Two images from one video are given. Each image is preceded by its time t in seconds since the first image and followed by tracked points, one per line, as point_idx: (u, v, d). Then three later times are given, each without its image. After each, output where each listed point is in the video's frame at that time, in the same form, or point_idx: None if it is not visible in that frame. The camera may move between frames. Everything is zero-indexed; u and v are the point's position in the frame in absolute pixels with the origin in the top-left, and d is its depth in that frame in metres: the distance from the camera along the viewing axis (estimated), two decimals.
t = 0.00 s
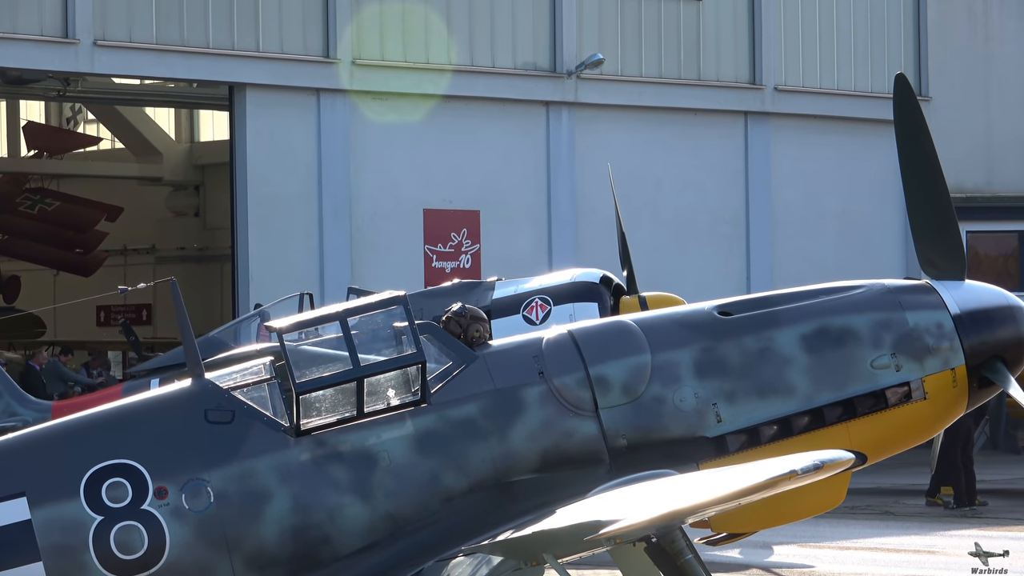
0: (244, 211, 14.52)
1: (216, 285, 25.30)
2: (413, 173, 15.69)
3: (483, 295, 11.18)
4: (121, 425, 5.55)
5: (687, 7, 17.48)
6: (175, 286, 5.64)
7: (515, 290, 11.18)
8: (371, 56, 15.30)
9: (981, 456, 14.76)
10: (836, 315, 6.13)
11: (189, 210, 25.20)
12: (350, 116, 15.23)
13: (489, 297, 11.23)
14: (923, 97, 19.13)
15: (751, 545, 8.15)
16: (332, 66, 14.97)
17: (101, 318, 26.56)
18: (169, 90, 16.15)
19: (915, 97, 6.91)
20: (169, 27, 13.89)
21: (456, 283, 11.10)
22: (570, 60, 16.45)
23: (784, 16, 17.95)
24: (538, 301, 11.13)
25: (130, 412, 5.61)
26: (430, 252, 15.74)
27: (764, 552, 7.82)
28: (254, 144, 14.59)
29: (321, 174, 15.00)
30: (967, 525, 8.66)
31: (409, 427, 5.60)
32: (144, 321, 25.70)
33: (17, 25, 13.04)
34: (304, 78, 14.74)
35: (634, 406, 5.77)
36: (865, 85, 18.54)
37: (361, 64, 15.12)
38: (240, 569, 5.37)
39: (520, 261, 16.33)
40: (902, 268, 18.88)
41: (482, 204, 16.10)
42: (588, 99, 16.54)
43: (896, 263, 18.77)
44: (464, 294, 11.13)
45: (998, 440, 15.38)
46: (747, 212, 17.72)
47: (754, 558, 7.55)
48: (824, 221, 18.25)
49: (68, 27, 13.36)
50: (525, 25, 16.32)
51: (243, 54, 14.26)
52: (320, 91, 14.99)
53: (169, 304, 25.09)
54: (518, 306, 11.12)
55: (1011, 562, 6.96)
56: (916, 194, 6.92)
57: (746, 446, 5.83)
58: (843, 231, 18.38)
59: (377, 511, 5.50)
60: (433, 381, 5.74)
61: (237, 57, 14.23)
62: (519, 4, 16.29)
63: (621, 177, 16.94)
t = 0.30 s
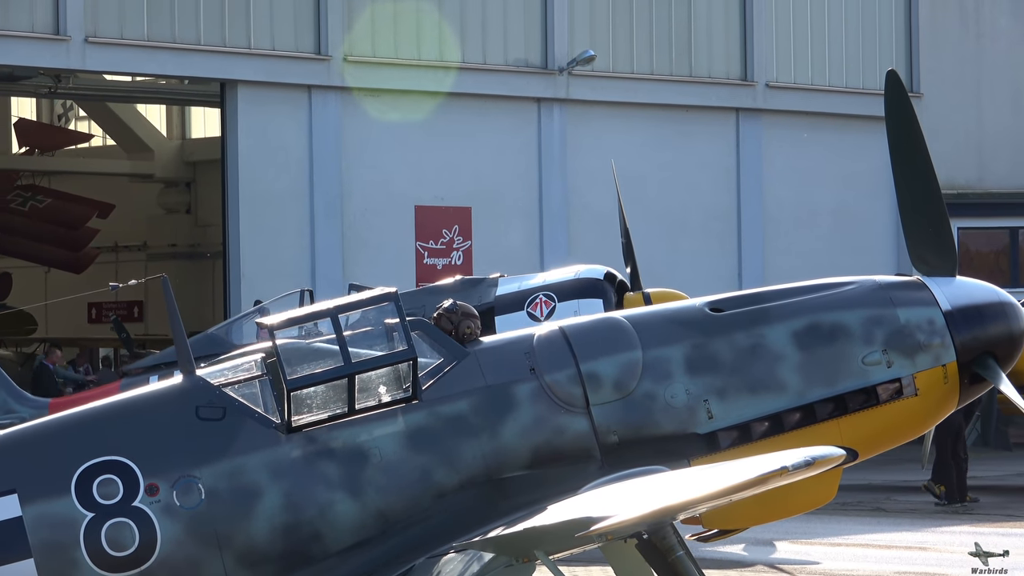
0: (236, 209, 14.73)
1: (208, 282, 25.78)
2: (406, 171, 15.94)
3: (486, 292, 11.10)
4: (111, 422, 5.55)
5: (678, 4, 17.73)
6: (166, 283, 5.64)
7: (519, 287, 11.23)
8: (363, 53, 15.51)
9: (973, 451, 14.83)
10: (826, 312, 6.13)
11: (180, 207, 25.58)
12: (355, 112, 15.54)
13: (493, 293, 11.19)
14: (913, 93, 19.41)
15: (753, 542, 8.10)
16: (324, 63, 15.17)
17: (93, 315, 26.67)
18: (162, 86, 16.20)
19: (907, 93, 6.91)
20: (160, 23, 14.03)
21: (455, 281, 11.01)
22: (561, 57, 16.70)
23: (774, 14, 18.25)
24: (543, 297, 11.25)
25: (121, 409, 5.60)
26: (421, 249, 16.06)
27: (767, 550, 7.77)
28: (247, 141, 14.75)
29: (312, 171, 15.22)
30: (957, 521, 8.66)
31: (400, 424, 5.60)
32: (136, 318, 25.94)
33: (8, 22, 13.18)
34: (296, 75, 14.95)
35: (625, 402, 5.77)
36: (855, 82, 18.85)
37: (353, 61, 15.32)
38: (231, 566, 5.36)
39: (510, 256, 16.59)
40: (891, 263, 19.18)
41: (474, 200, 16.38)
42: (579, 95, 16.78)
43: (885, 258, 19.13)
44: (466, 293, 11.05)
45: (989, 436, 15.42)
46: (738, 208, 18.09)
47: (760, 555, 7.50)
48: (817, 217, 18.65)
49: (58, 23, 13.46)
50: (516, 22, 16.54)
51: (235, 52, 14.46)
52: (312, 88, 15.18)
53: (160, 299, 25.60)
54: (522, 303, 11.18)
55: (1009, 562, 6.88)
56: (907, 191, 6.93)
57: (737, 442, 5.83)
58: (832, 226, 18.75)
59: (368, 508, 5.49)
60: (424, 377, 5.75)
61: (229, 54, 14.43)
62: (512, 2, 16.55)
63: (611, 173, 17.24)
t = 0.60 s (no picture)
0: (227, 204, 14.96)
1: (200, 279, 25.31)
2: (398, 169, 16.10)
3: (489, 288, 11.16)
4: (102, 417, 5.55)
5: None
6: (158, 277, 5.63)
7: (523, 282, 11.32)
8: (354, 49, 15.65)
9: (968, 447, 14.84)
10: (818, 307, 6.13)
11: (171, 202, 25.36)
12: (347, 106, 15.74)
13: (497, 289, 11.26)
14: (906, 89, 19.48)
15: (757, 538, 8.06)
16: (315, 58, 15.37)
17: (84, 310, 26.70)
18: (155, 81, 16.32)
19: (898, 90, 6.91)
20: (151, 17, 14.27)
21: (458, 277, 11.08)
22: (553, 52, 16.82)
23: (767, 10, 18.30)
24: (547, 293, 11.34)
25: (111, 404, 5.60)
26: (413, 244, 16.15)
27: (770, 546, 7.72)
28: (236, 135, 15.01)
29: (303, 167, 15.42)
30: (948, 517, 8.66)
31: (391, 419, 5.60)
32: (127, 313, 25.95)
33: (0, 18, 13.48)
34: (286, 70, 15.15)
35: (616, 398, 5.77)
36: (848, 77, 18.91)
37: (344, 56, 15.50)
38: (222, 561, 5.36)
39: (501, 252, 16.69)
40: (884, 259, 19.22)
41: (465, 196, 16.48)
42: (570, 91, 16.87)
43: (878, 254, 19.12)
44: (469, 289, 11.13)
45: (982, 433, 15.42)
46: (730, 205, 18.11)
47: (764, 551, 7.46)
48: (807, 213, 18.59)
49: (50, 18, 13.79)
50: (508, 18, 16.68)
51: (224, 46, 14.62)
52: (303, 83, 15.38)
53: (151, 295, 25.57)
54: (526, 298, 11.24)
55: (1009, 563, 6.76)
56: (900, 189, 6.92)
57: (728, 438, 5.83)
58: (825, 222, 18.75)
59: (359, 503, 5.49)
60: (415, 372, 5.74)
61: (220, 48, 14.60)
62: None
63: (601, 169, 17.28)
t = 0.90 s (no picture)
0: (218, 202, 15.07)
1: (190, 273, 25.82)
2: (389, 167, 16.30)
3: (492, 282, 11.13)
4: (93, 413, 5.55)
5: None
6: (148, 273, 5.59)
7: (526, 277, 11.31)
8: (345, 45, 15.83)
9: (959, 440, 14.92)
10: (809, 302, 6.13)
11: (162, 198, 25.75)
12: (338, 101, 15.91)
13: (499, 283, 11.22)
14: (895, 83, 19.76)
15: (762, 532, 8.03)
16: (305, 54, 15.50)
17: (75, 306, 26.82)
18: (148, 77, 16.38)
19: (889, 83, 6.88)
20: (143, 14, 14.36)
21: (461, 272, 11.12)
22: (543, 47, 17.04)
23: (756, 7, 18.57)
24: (552, 288, 11.47)
25: (102, 401, 5.60)
26: (404, 240, 16.35)
27: (775, 540, 7.66)
28: (227, 129, 15.14)
29: (294, 163, 15.58)
30: (939, 511, 8.67)
31: (382, 415, 5.60)
32: (118, 309, 26.05)
33: None
34: (276, 66, 15.27)
35: (607, 392, 5.77)
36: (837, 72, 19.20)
37: (334, 52, 15.67)
38: (213, 556, 5.36)
39: (492, 246, 16.97)
40: (875, 253, 19.54)
41: (455, 191, 16.71)
42: (560, 86, 17.14)
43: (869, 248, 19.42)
44: (472, 283, 11.08)
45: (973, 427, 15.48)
46: (719, 200, 18.39)
47: (769, 546, 7.41)
48: (798, 209, 18.92)
49: (40, 15, 13.84)
50: (498, 14, 16.89)
51: (216, 42, 14.74)
52: (294, 80, 15.54)
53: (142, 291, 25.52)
54: (530, 293, 11.30)
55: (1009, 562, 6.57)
56: (892, 186, 6.92)
57: (719, 433, 5.83)
58: (813, 216, 19.02)
59: (350, 499, 5.49)
60: (406, 368, 5.74)
61: (210, 44, 14.73)
62: None
63: (592, 163, 17.57)
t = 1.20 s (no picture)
0: (211, 197, 15.07)
1: (182, 267, 25.85)
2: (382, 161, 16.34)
3: (494, 277, 11.34)
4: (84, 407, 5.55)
5: None
6: (140, 268, 5.58)
7: (530, 273, 11.43)
8: (338, 39, 15.86)
9: (950, 437, 14.96)
10: (800, 298, 6.14)
11: (154, 192, 25.83)
12: (331, 96, 15.96)
13: (501, 278, 11.42)
14: (888, 80, 19.89)
15: (764, 529, 8.00)
16: (298, 49, 15.52)
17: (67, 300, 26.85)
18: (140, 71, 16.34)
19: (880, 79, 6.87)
20: (135, 8, 14.36)
21: (465, 266, 11.29)
22: (536, 42, 17.10)
23: (748, 3, 18.63)
24: (556, 283, 11.52)
25: (93, 395, 5.60)
26: (396, 235, 16.39)
27: (777, 536, 7.63)
28: (221, 126, 15.09)
29: (287, 159, 15.59)
30: (929, 507, 8.68)
31: (374, 409, 5.60)
32: (110, 303, 26.07)
33: None
34: (269, 61, 15.29)
35: (598, 388, 5.78)
36: (830, 68, 19.26)
37: (326, 46, 15.67)
38: (204, 551, 5.36)
39: (486, 241, 17.05)
40: (867, 250, 19.70)
41: (447, 186, 16.77)
42: (553, 81, 17.17)
43: (858, 243, 19.65)
44: (474, 279, 11.27)
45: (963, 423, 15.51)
46: (711, 196, 18.50)
47: (771, 542, 7.39)
48: (790, 205, 19.10)
49: (32, 8, 13.82)
50: (491, 8, 16.93)
51: (209, 36, 14.78)
52: (287, 74, 15.54)
53: (133, 284, 25.54)
54: (534, 287, 11.38)
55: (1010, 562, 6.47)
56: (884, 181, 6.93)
57: (711, 428, 5.83)
58: (803, 212, 19.16)
59: (341, 494, 5.49)
60: (398, 363, 5.74)
61: (202, 38, 14.74)
62: None
63: (584, 158, 17.68)
